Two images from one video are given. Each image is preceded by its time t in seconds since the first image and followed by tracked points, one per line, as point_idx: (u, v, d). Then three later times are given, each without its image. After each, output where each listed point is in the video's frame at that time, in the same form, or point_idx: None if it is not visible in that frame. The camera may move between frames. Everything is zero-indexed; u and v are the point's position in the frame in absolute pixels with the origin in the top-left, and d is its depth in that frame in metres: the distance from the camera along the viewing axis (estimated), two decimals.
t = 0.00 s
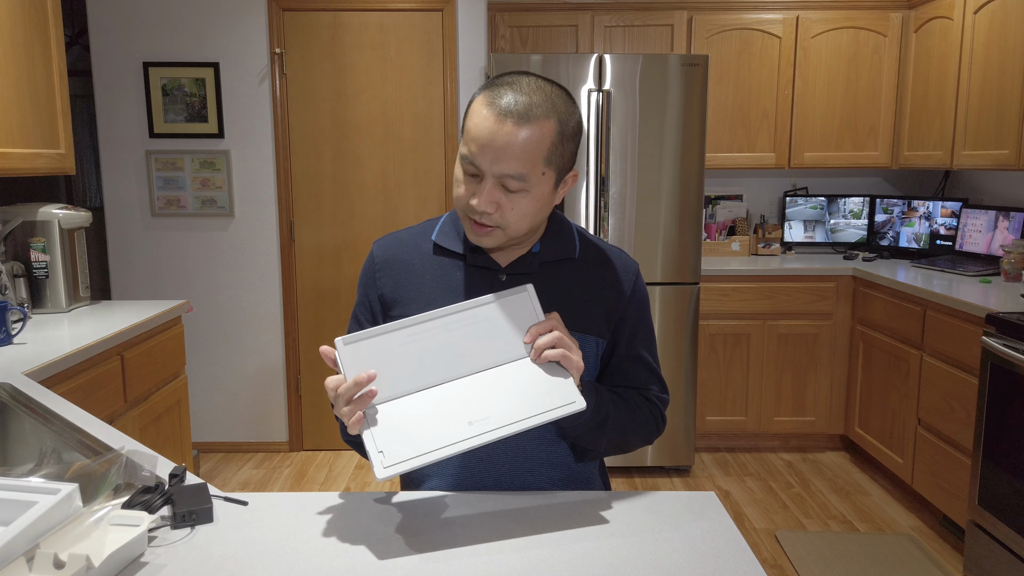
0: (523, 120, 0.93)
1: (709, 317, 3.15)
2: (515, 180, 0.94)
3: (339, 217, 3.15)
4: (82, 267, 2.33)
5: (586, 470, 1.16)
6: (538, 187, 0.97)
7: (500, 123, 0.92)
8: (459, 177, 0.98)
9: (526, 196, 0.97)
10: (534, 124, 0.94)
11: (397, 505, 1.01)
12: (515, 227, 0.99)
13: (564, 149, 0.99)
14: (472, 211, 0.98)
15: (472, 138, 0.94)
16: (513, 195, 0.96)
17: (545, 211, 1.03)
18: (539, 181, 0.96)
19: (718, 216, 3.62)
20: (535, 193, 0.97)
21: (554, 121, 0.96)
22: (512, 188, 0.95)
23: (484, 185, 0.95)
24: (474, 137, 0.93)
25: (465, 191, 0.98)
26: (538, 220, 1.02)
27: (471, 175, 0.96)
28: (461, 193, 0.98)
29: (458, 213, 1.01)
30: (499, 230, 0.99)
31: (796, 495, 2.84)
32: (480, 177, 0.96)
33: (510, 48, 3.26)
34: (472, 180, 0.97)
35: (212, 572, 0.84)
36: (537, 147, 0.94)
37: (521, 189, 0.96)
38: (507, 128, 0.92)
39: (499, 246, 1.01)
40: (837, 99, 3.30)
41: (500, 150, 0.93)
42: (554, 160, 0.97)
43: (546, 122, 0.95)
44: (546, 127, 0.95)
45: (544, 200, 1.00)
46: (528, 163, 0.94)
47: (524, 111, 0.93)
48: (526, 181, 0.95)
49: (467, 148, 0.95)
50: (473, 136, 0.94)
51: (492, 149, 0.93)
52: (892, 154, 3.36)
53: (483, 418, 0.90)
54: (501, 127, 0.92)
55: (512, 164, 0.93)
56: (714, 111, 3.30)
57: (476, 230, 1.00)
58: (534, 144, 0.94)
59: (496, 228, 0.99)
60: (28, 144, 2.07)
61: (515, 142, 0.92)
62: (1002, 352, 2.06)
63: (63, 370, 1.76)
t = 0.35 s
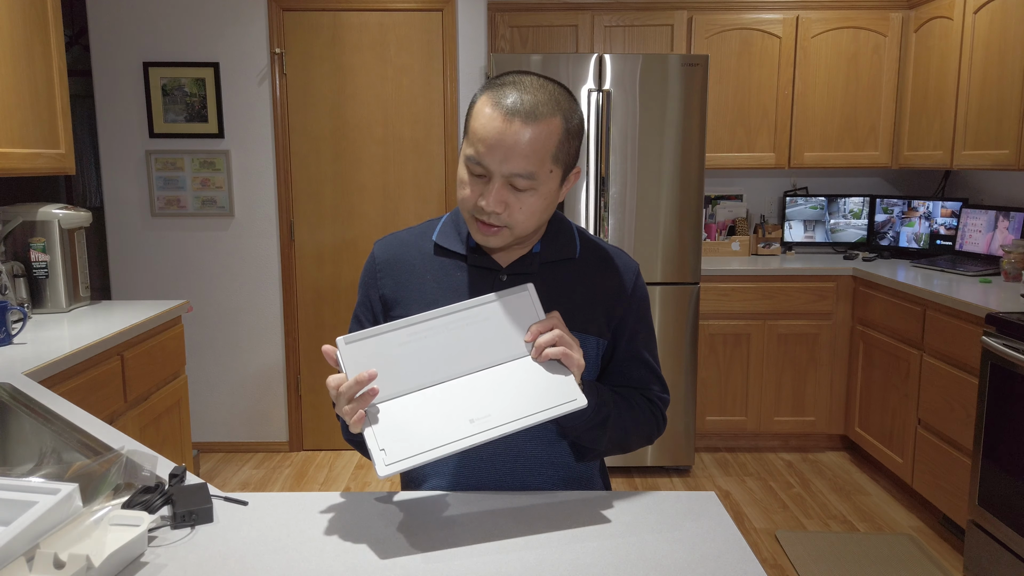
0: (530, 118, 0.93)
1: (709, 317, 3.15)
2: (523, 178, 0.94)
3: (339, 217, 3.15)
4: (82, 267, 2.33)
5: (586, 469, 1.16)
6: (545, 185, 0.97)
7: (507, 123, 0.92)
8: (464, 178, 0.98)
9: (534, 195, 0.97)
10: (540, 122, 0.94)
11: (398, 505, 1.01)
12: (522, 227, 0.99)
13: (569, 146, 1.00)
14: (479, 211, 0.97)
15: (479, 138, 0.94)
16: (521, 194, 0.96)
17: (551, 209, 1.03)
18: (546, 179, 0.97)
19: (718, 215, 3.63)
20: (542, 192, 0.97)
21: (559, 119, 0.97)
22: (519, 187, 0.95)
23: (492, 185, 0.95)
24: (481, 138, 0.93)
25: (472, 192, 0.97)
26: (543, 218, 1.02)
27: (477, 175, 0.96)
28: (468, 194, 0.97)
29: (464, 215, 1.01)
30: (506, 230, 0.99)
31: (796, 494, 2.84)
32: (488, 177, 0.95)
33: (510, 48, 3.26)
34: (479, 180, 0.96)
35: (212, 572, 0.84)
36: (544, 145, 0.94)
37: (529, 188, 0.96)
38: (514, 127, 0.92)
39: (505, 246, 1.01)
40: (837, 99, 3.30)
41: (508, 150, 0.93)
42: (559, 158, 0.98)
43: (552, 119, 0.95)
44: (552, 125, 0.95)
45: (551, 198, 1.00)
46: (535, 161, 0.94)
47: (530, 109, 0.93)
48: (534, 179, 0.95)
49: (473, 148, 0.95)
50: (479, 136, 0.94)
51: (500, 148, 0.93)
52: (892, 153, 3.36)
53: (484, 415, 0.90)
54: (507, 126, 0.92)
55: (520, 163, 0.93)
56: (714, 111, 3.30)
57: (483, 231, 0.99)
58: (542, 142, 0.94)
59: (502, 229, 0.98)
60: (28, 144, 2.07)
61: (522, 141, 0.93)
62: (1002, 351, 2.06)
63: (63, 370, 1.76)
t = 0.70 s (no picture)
0: (532, 109, 0.93)
1: (709, 317, 3.15)
2: (526, 168, 0.94)
3: (339, 217, 3.15)
4: (82, 267, 2.33)
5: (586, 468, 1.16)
6: (548, 176, 0.97)
7: (509, 113, 0.93)
8: (467, 172, 0.97)
9: (536, 185, 0.96)
10: (541, 112, 0.94)
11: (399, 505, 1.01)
12: (524, 220, 0.99)
13: (570, 138, 1.00)
14: (482, 204, 0.97)
15: (481, 129, 0.93)
16: (524, 184, 0.96)
17: (553, 202, 1.02)
18: (548, 169, 0.96)
19: (718, 216, 3.63)
20: (544, 182, 0.97)
21: (561, 110, 0.97)
22: (522, 178, 0.95)
23: (496, 176, 0.94)
24: (483, 129, 0.93)
25: (474, 185, 0.97)
26: (546, 211, 1.01)
27: (480, 168, 0.96)
28: (471, 187, 0.97)
29: (466, 210, 1.00)
30: (509, 223, 0.98)
31: (796, 494, 2.84)
32: (490, 169, 0.95)
33: (510, 48, 3.27)
34: (482, 173, 0.96)
35: (213, 571, 0.84)
36: (546, 135, 0.94)
37: (532, 178, 0.95)
38: (517, 118, 0.92)
39: (508, 240, 1.00)
40: (837, 99, 3.30)
41: (509, 139, 0.93)
42: (561, 148, 0.98)
43: (554, 110, 0.96)
44: (554, 115, 0.95)
45: (554, 190, 1.00)
46: (537, 151, 0.94)
47: (530, 99, 0.94)
48: (536, 169, 0.95)
49: (476, 141, 0.94)
50: (481, 127, 0.94)
51: (503, 139, 0.93)
52: (892, 153, 3.35)
53: (482, 421, 0.90)
54: (508, 116, 0.92)
55: (522, 153, 0.93)
56: (714, 111, 3.30)
57: (486, 225, 0.99)
58: (544, 131, 0.94)
59: (505, 221, 0.98)
60: (28, 144, 2.07)
61: (525, 130, 0.93)
62: (1002, 351, 2.06)
63: (63, 370, 1.76)
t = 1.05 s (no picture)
0: (507, 72, 1.04)
1: (709, 317, 3.15)
2: (518, 120, 1.02)
3: (339, 216, 3.15)
4: (82, 267, 2.33)
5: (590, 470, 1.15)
6: (541, 131, 1.04)
7: (489, 80, 1.03)
8: (464, 152, 1.04)
9: (532, 141, 1.03)
10: (518, 73, 1.04)
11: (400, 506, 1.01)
12: (529, 178, 1.04)
13: (551, 101, 1.09)
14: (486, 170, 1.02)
15: (468, 102, 1.03)
16: (520, 140, 1.03)
17: (551, 169, 1.09)
18: (539, 124, 1.04)
19: (718, 216, 3.63)
20: (539, 137, 1.04)
21: (535, 74, 1.07)
22: (517, 133, 1.03)
23: (492, 137, 1.01)
24: (470, 100, 1.03)
25: (475, 158, 1.03)
26: (547, 175, 1.07)
27: (476, 139, 1.03)
28: (472, 160, 1.03)
29: (471, 189, 1.05)
30: (516, 183, 1.03)
31: (796, 494, 2.84)
32: (485, 136, 1.02)
33: (510, 48, 3.27)
34: (478, 143, 1.03)
35: (213, 571, 0.84)
36: (530, 91, 1.03)
37: (526, 132, 1.03)
38: (497, 80, 1.02)
39: (520, 203, 1.04)
40: (836, 99, 3.30)
41: (496, 99, 1.01)
42: (547, 107, 1.06)
43: (529, 73, 1.06)
44: (531, 76, 1.05)
45: (549, 148, 1.07)
46: (525, 106, 1.03)
47: (505, 67, 1.05)
48: (528, 123, 1.03)
49: (465, 115, 1.03)
50: (468, 100, 1.03)
51: (490, 101, 1.01)
52: (892, 153, 3.35)
53: (489, 456, 0.93)
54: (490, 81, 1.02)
55: (512, 108, 1.02)
56: (714, 111, 3.30)
57: (494, 192, 1.03)
58: (527, 87, 1.03)
59: (512, 182, 1.03)
60: (28, 143, 2.07)
61: (509, 89, 1.02)
62: (1002, 351, 2.06)
63: (63, 370, 1.76)
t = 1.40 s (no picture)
0: (506, 73, 1.03)
1: (709, 317, 3.15)
2: (520, 122, 1.02)
3: (339, 216, 3.15)
4: (82, 267, 2.32)
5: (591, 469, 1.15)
6: (541, 131, 1.05)
7: (489, 80, 1.02)
8: (465, 153, 1.04)
9: (533, 142, 1.04)
10: (517, 74, 1.04)
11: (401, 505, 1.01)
12: (531, 179, 1.04)
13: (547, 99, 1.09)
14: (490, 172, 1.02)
15: (469, 103, 1.02)
16: (522, 141, 1.03)
17: (550, 167, 1.09)
18: (539, 124, 1.04)
19: (717, 216, 3.63)
20: (540, 138, 1.04)
21: (532, 74, 1.07)
22: (519, 134, 1.03)
23: (495, 139, 1.01)
24: (470, 102, 1.02)
25: (477, 159, 1.03)
26: (547, 174, 1.08)
27: (478, 141, 1.03)
28: (474, 162, 1.03)
29: (472, 190, 1.05)
30: (519, 184, 1.04)
31: (796, 494, 2.84)
32: (488, 138, 1.02)
33: (510, 48, 3.26)
34: (480, 145, 1.03)
35: (213, 571, 0.84)
36: (529, 91, 1.03)
37: (527, 133, 1.03)
38: (497, 82, 1.02)
39: (523, 204, 1.04)
40: (836, 99, 3.30)
41: (498, 100, 1.01)
42: (545, 107, 1.07)
43: (526, 73, 1.06)
44: (529, 76, 1.05)
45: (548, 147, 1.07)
46: (526, 106, 1.03)
47: (502, 67, 1.04)
48: (529, 124, 1.03)
49: (466, 117, 1.02)
50: (468, 101, 1.02)
51: (491, 104, 1.01)
52: (892, 153, 3.35)
53: (489, 477, 0.93)
54: (491, 82, 1.02)
55: (514, 109, 1.01)
56: (714, 110, 3.30)
57: (498, 193, 1.03)
58: (526, 88, 1.03)
59: (515, 183, 1.03)
60: (28, 143, 2.07)
61: (510, 90, 1.01)
62: (1002, 351, 2.06)
63: (63, 370, 1.76)
